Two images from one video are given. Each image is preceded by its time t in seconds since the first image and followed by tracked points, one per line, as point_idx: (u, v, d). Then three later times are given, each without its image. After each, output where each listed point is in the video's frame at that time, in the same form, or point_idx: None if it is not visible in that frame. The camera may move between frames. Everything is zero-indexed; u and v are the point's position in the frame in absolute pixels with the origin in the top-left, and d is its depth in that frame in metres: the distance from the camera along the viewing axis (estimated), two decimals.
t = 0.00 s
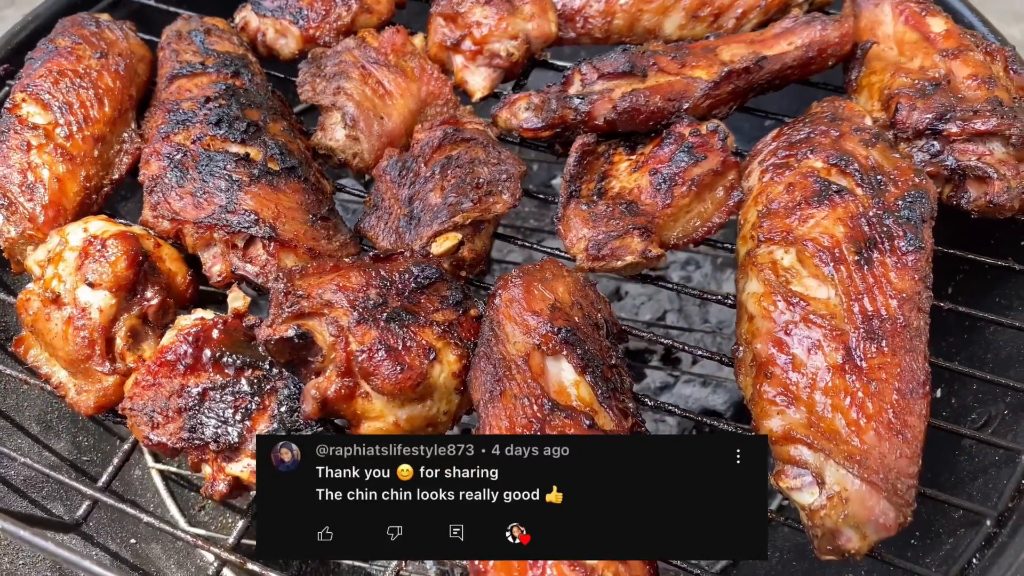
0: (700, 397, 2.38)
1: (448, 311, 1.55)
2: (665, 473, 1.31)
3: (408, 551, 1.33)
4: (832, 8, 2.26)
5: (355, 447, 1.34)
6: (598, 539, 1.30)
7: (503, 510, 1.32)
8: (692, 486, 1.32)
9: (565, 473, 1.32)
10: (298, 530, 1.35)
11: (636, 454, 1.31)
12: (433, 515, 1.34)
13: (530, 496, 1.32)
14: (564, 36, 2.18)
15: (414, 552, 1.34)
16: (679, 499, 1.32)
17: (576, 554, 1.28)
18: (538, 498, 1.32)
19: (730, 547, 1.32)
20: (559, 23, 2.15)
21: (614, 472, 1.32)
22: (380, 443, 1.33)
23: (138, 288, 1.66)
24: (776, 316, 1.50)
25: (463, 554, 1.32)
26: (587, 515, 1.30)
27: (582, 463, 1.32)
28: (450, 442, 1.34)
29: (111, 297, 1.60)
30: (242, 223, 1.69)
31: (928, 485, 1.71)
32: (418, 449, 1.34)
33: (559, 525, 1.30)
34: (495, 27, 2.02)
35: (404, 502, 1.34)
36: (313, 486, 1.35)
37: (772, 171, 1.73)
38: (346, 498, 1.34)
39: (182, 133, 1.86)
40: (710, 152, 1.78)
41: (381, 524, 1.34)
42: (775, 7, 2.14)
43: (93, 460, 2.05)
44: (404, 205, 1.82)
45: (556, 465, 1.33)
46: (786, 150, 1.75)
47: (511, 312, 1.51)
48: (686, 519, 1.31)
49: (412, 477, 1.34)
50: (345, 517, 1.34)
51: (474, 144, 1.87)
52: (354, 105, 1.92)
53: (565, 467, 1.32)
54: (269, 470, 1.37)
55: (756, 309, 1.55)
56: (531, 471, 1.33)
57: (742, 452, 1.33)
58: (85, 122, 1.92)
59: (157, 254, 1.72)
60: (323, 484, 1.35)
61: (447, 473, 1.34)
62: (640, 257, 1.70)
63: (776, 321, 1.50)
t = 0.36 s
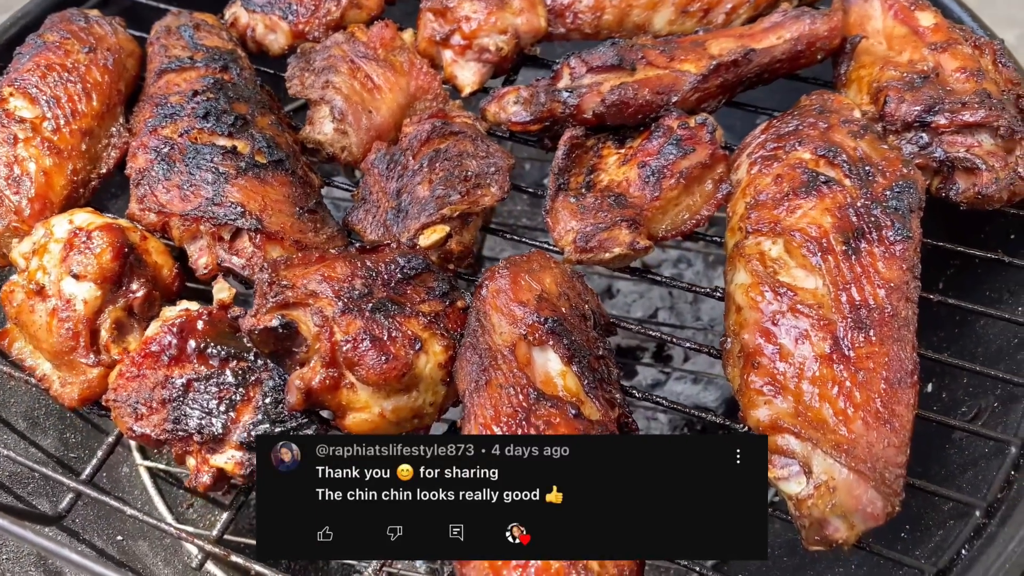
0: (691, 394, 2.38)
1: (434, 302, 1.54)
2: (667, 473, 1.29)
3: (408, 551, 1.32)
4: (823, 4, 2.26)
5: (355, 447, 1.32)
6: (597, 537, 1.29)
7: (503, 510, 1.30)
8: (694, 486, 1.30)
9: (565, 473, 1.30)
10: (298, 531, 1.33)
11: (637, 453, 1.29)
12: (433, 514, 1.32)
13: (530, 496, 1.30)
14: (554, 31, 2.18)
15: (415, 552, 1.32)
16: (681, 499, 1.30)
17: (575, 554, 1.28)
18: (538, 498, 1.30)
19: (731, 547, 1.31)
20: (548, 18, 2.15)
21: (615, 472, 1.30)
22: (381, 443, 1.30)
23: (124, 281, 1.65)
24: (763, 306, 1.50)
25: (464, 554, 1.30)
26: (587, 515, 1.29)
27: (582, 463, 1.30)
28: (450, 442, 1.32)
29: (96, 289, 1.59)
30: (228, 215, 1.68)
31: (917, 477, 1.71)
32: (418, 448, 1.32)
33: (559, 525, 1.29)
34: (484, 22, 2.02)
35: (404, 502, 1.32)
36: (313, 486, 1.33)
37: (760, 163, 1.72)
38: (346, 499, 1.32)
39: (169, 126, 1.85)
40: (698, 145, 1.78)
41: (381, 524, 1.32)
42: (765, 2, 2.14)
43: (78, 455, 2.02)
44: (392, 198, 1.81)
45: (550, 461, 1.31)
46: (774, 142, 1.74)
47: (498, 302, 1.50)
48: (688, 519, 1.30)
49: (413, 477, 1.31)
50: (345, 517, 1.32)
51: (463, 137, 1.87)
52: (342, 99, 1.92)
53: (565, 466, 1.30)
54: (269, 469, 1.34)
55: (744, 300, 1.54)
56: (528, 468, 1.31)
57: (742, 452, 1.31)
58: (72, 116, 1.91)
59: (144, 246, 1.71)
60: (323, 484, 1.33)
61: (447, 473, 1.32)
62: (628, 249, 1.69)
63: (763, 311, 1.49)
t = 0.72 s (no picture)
0: (685, 395, 2.35)
1: (422, 299, 1.52)
2: (669, 473, 1.27)
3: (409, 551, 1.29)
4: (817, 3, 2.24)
5: (355, 447, 1.29)
6: (597, 539, 1.27)
7: (503, 510, 1.28)
8: (696, 487, 1.28)
9: (565, 473, 1.28)
10: (298, 531, 1.30)
11: (638, 453, 1.27)
12: (433, 514, 1.29)
13: (530, 496, 1.28)
14: (546, 29, 2.16)
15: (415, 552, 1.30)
16: (683, 499, 1.28)
17: (575, 553, 1.26)
18: (538, 498, 1.28)
19: (731, 548, 1.29)
20: (541, 16, 2.14)
21: (615, 472, 1.27)
22: (381, 443, 1.28)
23: (109, 276, 1.63)
24: (755, 303, 1.48)
25: (464, 554, 1.28)
26: (588, 515, 1.27)
27: (583, 462, 1.28)
28: (450, 442, 1.31)
29: (81, 285, 1.57)
30: (215, 211, 1.67)
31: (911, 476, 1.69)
32: (418, 448, 1.30)
33: (559, 525, 1.27)
34: (475, 19, 2.01)
35: (404, 502, 1.29)
36: (313, 486, 1.31)
37: (753, 160, 1.70)
38: (346, 499, 1.30)
39: (157, 122, 1.84)
40: (690, 142, 1.76)
41: (380, 524, 1.30)
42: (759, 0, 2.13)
43: (65, 455, 1.99)
44: (381, 195, 1.79)
45: (550, 461, 1.29)
46: (767, 139, 1.72)
47: (487, 299, 1.49)
48: (689, 519, 1.28)
49: (413, 477, 1.29)
50: (345, 517, 1.30)
51: (454, 134, 1.85)
52: (332, 95, 1.90)
53: (566, 466, 1.28)
54: (268, 468, 1.32)
55: (736, 297, 1.52)
56: (528, 468, 1.29)
57: (741, 452, 1.29)
58: (60, 112, 1.89)
59: (130, 243, 1.69)
60: (323, 484, 1.30)
61: (447, 473, 1.30)
62: (619, 246, 1.67)
63: (755, 308, 1.47)
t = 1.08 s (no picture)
0: (678, 398, 2.33)
1: (409, 298, 1.50)
2: (671, 473, 1.24)
3: (409, 552, 1.26)
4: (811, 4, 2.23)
5: (355, 447, 1.26)
6: (597, 539, 1.25)
7: (503, 510, 1.25)
8: (699, 487, 1.25)
9: (565, 473, 1.25)
10: (297, 531, 1.27)
11: (641, 453, 1.23)
12: (433, 515, 1.26)
13: (530, 496, 1.25)
14: (539, 28, 2.15)
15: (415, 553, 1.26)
16: (688, 499, 1.25)
17: (576, 552, 1.25)
18: (537, 498, 1.25)
19: (733, 550, 1.26)
20: (534, 15, 2.12)
21: (616, 472, 1.24)
22: (381, 442, 1.24)
23: (92, 274, 1.61)
24: (745, 303, 1.46)
25: (464, 555, 1.25)
26: (588, 516, 1.24)
27: (583, 462, 1.25)
28: (450, 441, 1.27)
29: (63, 282, 1.55)
30: (201, 209, 1.65)
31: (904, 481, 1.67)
32: (418, 448, 1.26)
33: (559, 524, 1.25)
34: (467, 17, 1.99)
35: (404, 502, 1.26)
36: (313, 486, 1.27)
37: (745, 160, 1.68)
38: (346, 499, 1.26)
39: (145, 119, 1.82)
40: (682, 141, 1.75)
41: (380, 524, 1.27)
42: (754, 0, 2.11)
43: (49, 457, 1.97)
44: (370, 193, 1.77)
45: (550, 461, 1.26)
46: (760, 139, 1.70)
47: (474, 298, 1.46)
48: (693, 520, 1.25)
49: (413, 477, 1.26)
50: (345, 517, 1.27)
51: (444, 132, 1.83)
52: (321, 93, 1.89)
53: (566, 466, 1.25)
54: (268, 469, 1.28)
55: (727, 297, 1.50)
56: (528, 468, 1.26)
57: (741, 452, 1.26)
58: (47, 108, 1.88)
59: (115, 240, 1.68)
60: (323, 484, 1.27)
61: (447, 473, 1.26)
62: (609, 246, 1.65)
63: (745, 308, 1.45)
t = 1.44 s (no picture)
0: (672, 403, 2.31)
1: (396, 299, 1.48)
2: (673, 473, 1.24)
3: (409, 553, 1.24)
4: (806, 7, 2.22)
5: (355, 446, 1.26)
6: (596, 539, 1.24)
7: (503, 511, 1.24)
8: (700, 487, 1.24)
9: (565, 473, 1.25)
10: (298, 531, 1.26)
11: (640, 452, 1.23)
12: (433, 515, 1.25)
13: (529, 496, 1.25)
14: (533, 29, 2.13)
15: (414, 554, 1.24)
16: (686, 499, 1.24)
17: (576, 553, 1.23)
18: (537, 498, 1.25)
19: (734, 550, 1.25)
20: (528, 16, 2.11)
21: (615, 472, 1.24)
22: (381, 442, 1.25)
23: (78, 273, 1.60)
24: (735, 306, 1.44)
25: (464, 555, 1.23)
26: (590, 514, 1.24)
27: (583, 463, 1.24)
28: (450, 441, 1.28)
29: (48, 281, 1.54)
30: (188, 208, 1.64)
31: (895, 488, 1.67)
32: (418, 448, 1.27)
33: (559, 525, 1.24)
34: (460, 17, 1.99)
35: (404, 502, 1.26)
36: (313, 486, 1.27)
37: (737, 162, 1.67)
38: (346, 499, 1.26)
39: (134, 117, 1.81)
40: (674, 143, 1.73)
41: (380, 524, 1.26)
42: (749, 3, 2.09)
43: (33, 458, 1.94)
44: (359, 194, 1.75)
45: (550, 461, 1.26)
46: (752, 141, 1.69)
47: (461, 299, 1.45)
48: (695, 520, 1.24)
49: (413, 477, 1.26)
50: (346, 517, 1.26)
51: (434, 133, 1.82)
52: (312, 93, 1.88)
53: (566, 466, 1.25)
54: (268, 469, 1.27)
55: (717, 301, 1.48)
56: (528, 468, 1.25)
57: (741, 452, 1.27)
58: (36, 106, 1.87)
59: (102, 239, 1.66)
60: (323, 484, 1.27)
61: (447, 473, 1.26)
62: (599, 248, 1.64)
63: (735, 312, 1.44)
